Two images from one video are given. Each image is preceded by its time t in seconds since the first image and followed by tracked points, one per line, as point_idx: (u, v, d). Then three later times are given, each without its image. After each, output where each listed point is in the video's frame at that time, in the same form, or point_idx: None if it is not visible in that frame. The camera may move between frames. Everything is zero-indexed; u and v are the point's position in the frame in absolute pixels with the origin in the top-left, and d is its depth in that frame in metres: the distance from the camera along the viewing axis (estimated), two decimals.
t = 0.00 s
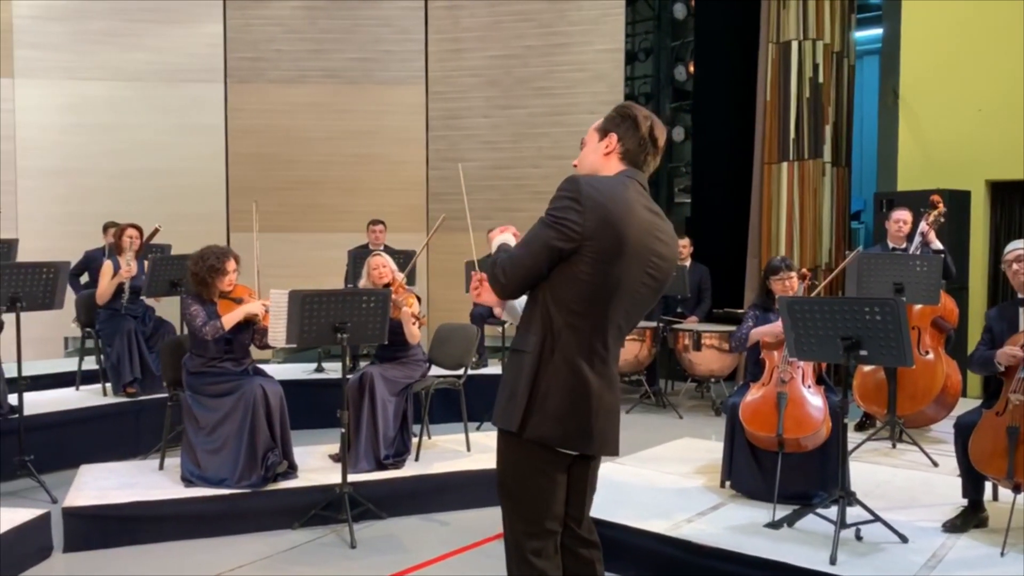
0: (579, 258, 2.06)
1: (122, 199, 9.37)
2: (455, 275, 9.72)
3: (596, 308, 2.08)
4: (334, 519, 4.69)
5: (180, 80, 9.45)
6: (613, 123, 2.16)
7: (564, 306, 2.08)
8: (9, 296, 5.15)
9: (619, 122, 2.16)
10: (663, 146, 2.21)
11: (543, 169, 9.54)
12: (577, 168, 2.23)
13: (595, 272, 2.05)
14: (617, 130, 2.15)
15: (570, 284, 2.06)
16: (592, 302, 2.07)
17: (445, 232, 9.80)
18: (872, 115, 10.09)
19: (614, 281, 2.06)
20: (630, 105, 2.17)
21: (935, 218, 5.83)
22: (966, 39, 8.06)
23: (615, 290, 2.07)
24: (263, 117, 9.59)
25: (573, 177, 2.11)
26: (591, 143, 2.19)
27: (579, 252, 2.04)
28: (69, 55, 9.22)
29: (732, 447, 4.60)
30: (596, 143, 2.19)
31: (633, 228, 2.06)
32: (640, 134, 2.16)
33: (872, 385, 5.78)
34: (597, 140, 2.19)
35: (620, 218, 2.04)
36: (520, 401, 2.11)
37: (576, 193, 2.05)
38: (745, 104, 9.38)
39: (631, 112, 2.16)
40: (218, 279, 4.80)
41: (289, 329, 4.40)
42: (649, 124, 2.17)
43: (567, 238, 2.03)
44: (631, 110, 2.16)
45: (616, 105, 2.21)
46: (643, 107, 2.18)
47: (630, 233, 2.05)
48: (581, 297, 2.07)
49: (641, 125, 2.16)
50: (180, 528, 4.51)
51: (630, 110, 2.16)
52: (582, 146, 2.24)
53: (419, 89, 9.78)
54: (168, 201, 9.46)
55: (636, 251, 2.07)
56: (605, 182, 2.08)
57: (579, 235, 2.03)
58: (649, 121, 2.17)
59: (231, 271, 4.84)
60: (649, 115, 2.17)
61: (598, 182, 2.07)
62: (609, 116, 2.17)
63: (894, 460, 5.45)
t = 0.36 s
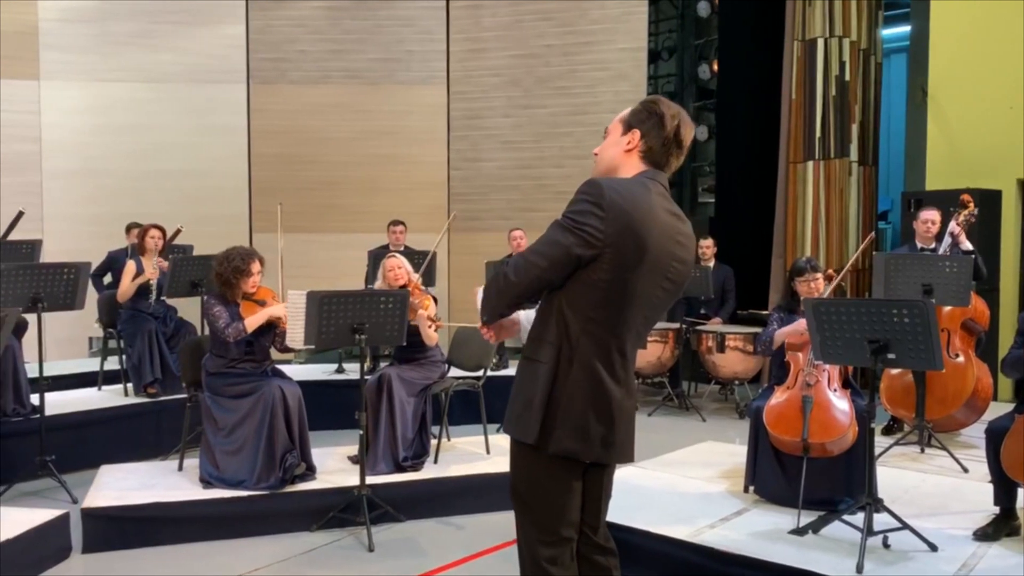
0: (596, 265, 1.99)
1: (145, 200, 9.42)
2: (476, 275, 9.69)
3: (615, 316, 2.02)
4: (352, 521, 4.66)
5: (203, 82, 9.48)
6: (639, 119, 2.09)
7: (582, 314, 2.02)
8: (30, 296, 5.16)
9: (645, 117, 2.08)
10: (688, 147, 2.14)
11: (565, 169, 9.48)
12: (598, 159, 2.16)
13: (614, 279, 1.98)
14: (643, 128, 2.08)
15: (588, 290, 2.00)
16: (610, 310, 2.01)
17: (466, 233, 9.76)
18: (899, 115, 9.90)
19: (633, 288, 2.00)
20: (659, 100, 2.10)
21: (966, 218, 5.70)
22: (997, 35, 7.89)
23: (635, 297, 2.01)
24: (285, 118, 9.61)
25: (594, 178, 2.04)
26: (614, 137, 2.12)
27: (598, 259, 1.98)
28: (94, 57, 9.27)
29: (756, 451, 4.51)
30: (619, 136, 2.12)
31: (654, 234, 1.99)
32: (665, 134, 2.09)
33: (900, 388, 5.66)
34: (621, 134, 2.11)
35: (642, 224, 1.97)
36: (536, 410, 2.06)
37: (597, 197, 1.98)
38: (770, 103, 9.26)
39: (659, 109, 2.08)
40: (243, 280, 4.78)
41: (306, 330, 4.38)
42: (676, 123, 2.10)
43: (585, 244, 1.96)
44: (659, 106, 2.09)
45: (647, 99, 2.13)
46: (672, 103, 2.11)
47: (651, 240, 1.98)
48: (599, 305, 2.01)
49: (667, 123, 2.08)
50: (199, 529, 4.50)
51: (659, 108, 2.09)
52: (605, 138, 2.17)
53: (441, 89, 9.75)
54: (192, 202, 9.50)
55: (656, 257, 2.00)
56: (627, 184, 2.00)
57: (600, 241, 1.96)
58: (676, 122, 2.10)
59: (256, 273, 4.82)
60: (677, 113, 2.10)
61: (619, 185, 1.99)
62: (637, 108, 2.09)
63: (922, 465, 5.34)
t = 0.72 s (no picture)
0: (619, 257, 1.93)
1: (188, 203, 9.55)
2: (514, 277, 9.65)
3: (639, 312, 1.95)
4: (386, 525, 4.64)
5: (244, 86, 9.58)
6: (681, 112, 2.00)
7: (604, 308, 1.96)
8: (71, 299, 5.25)
9: (688, 112, 1.99)
10: (727, 148, 2.05)
11: (604, 170, 9.40)
12: (631, 140, 2.09)
13: (637, 274, 1.92)
14: (682, 123, 1.99)
15: (609, 285, 1.94)
16: (634, 306, 1.94)
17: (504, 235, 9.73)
18: (947, 116, 9.65)
19: (656, 284, 1.93)
20: (706, 96, 2.00)
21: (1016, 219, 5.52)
22: None
23: (659, 293, 1.94)
24: (325, 121, 9.67)
25: (623, 169, 1.97)
26: (653, 123, 2.03)
27: (620, 252, 1.92)
28: (138, 62, 9.41)
29: (796, 459, 4.40)
30: (656, 124, 2.03)
31: (679, 228, 1.92)
32: (705, 132, 2.00)
33: (946, 395, 5.50)
34: (659, 123, 2.03)
35: (666, 218, 1.90)
36: (560, 410, 2.01)
37: (620, 189, 1.92)
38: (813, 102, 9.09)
39: (703, 105, 1.99)
40: (283, 282, 4.78)
41: (341, 333, 4.37)
42: (718, 124, 2.00)
43: (606, 235, 1.91)
44: (704, 103, 1.99)
45: (694, 89, 2.03)
46: (720, 99, 2.01)
47: (674, 234, 1.91)
48: (622, 301, 1.94)
49: (708, 123, 1.99)
50: (234, 530, 4.52)
51: (704, 104, 1.99)
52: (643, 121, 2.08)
53: (479, 91, 9.72)
54: (233, 205, 9.60)
55: (681, 252, 1.94)
56: (651, 177, 1.94)
57: (621, 235, 1.91)
58: (719, 121, 2.00)
59: (295, 275, 4.83)
60: (722, 114, 2.00)
61: (644, 178, 1.93)
62: (682, 99, 2.00)
63: (970, 474, 5.17)
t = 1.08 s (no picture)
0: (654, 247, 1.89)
1: (237, 207, 9.70)
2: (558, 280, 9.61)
3: (677, 305, 1.91)
4: (427, 527, 4.65)
5: (292, 91, 9.71)
6: (713, 106, 1.95)
7: (641, 299, 1.92)
8: (121, 301, 5.36)
9: (719, 105, 1.94)
10: (757, 144, 2.00)
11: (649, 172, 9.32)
12: (659, 128, 2.04)
13: (671, 266, 1.89)
14: (713, 118, 1.95)
15: (645, 276, 1.90)
16: (670, 299, 1.90)
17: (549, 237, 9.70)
18: (1006, 115, 9.37)
19: (692, 275, 1.89)
20: (738, 89, 1.95)
21: None
22: None
23: (696, 284, 1.90)
24: (371, 125, 9.75)
25: (654, 161, 1.93)
26: (682, 114, 1.98)
27: (654, 241, 1.89)
28: (189, 68, 9.60)
29: (844, 466, 4.30)
30: (686, 116, 1.98)
31: (712, 217, 1.89)
32: (736, 127, 1.95)
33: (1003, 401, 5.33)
34: (689, 115, 1.98)
35: (699, 207, 1.87)
36: (601, 410, 1.96)
37: (649, 180, 1.88)
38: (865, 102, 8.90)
39: (737, 100, 1.94)
40: (326, 282, 4.83)
41: (382, 335, 4.41)
42: (750, 120, 1.95)
43: (640, 224, 1.87)
44: (737, 97, 1.94)
45: (726, 82, 1.97)
46: (753, 94, 1.96)
47: (708, 223, 1.88)
48: (658, 294, 1.90)
49: (740, 118, 1.94)
50: (277, 531, 4.56)
51: (736, 99, 1.94)
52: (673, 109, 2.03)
53: (524, 93, 9.70)
54: (280, 209, 9.73)
55: (716, 241, 1.90)
56: (681, 168, 1.91)
57: (653, 227, 1.87)
58: (751, 118, 1.95)
59: (338, 276, 4.87)
60: (755, 109, 1.95)
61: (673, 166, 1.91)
62: (714, 92, 1.95)
63: None
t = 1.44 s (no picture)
0: (707, 272, 1.85)
1: (299, 213, 9.90)
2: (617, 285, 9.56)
3: (730, 328, 1.87)
4: (480, 531, 4.66)
5: (352, 99, 9.88)
6: (740, 112, 1.93)
7: (693, 324, 1.89)
8: (187, 304, 5.52)
9: (747, 108, 1.92)
10: (799, 128, 1.96)
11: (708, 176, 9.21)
12: (700, 159, 2.03)
13: (723, 289, 1.85)
14: (746, 122, 1.92)
15: (697, 302, 1.87)
16: (722, 322, 1.86)
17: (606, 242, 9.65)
18: None
19: (746, 299, 1.85)
20: (758, 88, 1.93)
21: None
22: None
23: (749, 307, 1.86)
24: (429, 132, 9.85)
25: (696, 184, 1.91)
26: (716, 135, 1.97)
27: (706, 267, 1.85)
28: (253, 78, 9.83)
29: (907, 476, 4.18)
30: (721, 134, 1.97)
31: (765, 238, 1.85)
32: (772, 123, 1.92)
33: None
34: (723, 133, 1.96)
35: (751, 229, 1.83)
36: (648, 428, 1.95)
37: (699, 202, 1.84)
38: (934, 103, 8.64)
39: (759, 97, 1.91)
40: (379, 284, 4.89)
41: (437, 339, 4.43)
42: (780, 109, 1.92)
43: (691, 250, 1.84)
44: (759, 95, 1.92)
45: (742, 87, 1.96)
46: (774, 87, 1.93)
47: (762, 246, 1.84)
48: (710, 317, 1.87)
49: (772, 111, 1.91)
50: (333, 531, 4.63)
51: (761, 95, 1.91)
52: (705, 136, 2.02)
53: (582, 98, 9.67)
54: (341, 215, 9.90)
55: (770, 261, 1.86)
56: (731, 187, 1.87)
57: (704, 250, 1.83)
58: (782, 106, 1.92)
59: (392, 278, 4.93)
60: (780, 99, 1.92)
61: (724, 190, 1.86)
62: (736, 101, 1.93)
63: None
